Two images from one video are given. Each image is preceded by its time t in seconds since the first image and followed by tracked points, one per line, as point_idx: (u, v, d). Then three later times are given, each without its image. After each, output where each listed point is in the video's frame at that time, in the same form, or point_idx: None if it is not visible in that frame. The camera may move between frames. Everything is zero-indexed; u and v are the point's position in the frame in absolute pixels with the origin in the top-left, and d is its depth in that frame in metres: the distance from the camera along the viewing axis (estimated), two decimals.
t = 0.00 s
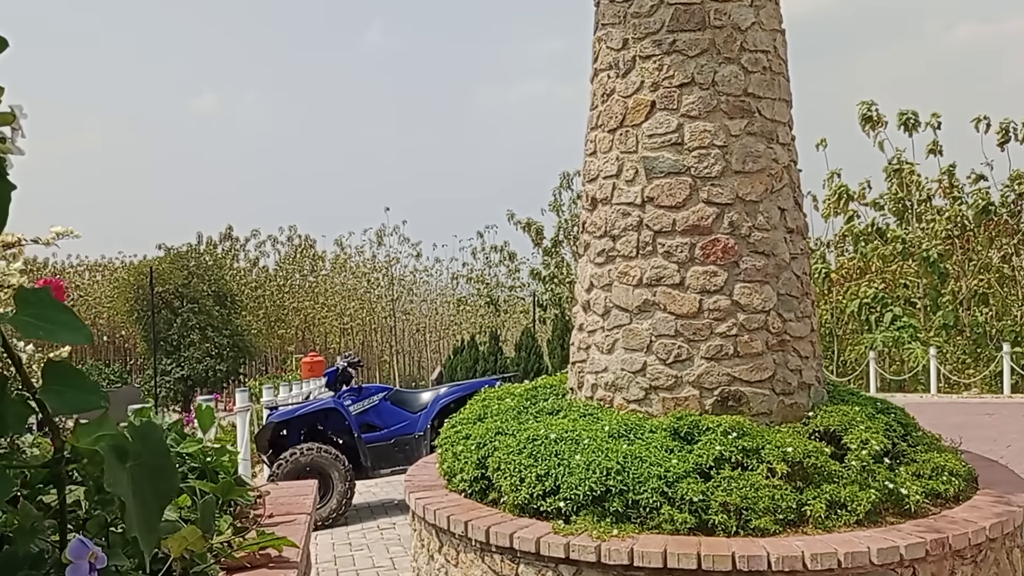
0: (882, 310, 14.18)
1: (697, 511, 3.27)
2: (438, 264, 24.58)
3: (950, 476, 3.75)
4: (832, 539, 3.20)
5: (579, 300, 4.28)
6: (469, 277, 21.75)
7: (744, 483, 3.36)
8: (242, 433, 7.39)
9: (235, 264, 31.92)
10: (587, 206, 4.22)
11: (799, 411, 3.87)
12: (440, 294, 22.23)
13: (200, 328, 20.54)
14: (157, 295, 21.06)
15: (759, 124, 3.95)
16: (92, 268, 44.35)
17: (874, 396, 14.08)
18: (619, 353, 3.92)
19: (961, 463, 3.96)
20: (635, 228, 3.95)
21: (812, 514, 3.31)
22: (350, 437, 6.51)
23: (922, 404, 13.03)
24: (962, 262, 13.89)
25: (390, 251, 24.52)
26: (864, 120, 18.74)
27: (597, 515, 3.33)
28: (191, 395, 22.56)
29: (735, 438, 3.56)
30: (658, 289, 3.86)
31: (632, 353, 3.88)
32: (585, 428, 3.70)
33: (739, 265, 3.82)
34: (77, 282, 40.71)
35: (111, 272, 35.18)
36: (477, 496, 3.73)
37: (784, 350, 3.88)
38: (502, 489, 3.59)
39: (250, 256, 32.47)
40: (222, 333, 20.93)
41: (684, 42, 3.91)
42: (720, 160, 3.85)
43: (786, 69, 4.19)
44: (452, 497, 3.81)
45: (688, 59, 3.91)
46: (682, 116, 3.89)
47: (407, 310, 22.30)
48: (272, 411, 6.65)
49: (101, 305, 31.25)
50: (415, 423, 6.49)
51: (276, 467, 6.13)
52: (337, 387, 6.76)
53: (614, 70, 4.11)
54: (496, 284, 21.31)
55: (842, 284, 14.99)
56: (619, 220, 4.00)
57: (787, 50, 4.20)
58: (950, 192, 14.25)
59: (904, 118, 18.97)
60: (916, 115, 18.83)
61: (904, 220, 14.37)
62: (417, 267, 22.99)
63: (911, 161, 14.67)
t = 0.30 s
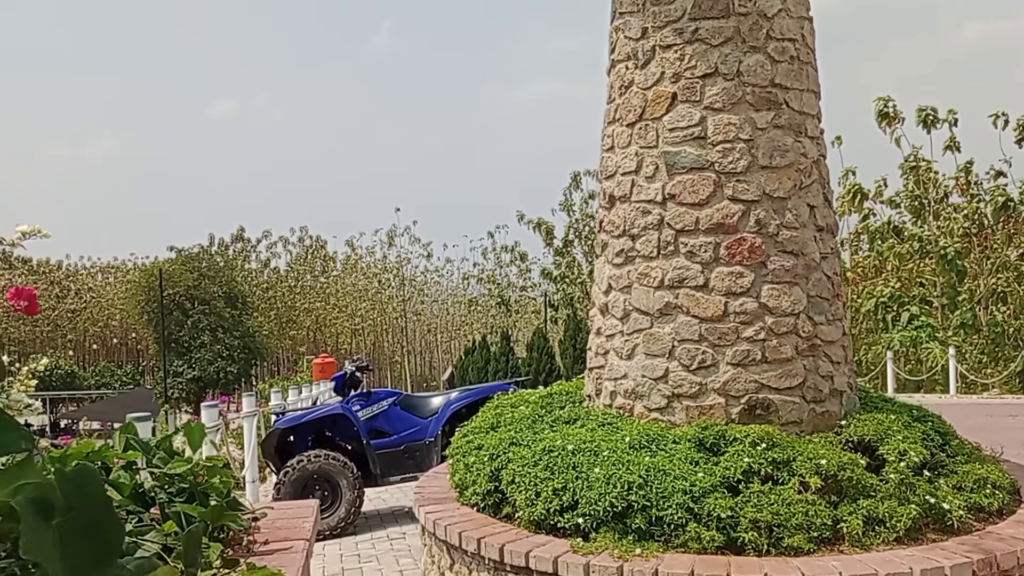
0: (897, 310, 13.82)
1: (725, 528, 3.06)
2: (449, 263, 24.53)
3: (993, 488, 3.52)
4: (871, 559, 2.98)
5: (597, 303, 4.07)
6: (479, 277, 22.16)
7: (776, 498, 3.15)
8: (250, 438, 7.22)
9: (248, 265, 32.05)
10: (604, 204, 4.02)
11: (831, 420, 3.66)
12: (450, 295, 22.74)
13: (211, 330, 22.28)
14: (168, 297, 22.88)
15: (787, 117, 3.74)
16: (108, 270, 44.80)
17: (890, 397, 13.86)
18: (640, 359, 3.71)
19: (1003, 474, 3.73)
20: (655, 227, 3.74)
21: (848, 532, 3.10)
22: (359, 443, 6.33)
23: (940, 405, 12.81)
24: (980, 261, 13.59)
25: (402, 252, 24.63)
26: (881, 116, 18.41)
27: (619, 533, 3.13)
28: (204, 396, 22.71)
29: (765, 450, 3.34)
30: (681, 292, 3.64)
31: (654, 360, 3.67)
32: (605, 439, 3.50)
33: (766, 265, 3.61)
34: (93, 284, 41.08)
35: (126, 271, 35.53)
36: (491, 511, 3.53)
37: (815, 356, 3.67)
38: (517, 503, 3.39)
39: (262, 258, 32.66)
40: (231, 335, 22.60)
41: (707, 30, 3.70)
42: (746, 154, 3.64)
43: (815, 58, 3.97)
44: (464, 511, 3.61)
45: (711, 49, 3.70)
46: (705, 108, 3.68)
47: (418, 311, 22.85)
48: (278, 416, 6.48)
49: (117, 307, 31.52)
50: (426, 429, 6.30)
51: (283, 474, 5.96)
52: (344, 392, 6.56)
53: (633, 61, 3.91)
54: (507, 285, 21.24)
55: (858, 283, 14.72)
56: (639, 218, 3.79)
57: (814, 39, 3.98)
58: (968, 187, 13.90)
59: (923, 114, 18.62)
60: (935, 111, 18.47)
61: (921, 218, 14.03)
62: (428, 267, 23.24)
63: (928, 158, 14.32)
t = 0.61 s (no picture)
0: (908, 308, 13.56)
1: (752, 542, 2.81)
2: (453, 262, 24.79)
3: None
4: None
5: (609, 299, 3.82)
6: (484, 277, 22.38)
7: (807, 509, 2.90)
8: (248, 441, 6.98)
9: (253, 265, 32.12)
10: (618, 194, 3.77)
11: (862, 424, 3.41)
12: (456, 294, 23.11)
13: (215, 329, 22.93)
14: (171, 299, 23.43)
15: (815, 99, 3.49)
16: (114, 271, 45.14)
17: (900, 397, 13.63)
18: (656, 358, 3.46)
19: None
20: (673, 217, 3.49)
21: (886, 546, 2.84)
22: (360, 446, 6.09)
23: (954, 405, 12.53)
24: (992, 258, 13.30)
25: (406, 252, 24.87)
26: (890, 112, 18.14)
27: (636, 547, 2.88)
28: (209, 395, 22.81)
29: (793, 457, 3.09)
30: (701, 286, 3.39)
31: (671, 360, 3.42)
32: (620, 444, 3.25)
33: (793, 257, 3.36)
34: (99, 284, 41.32)
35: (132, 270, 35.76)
36: (497, 522, 3.28)
37: (845, 355, 3.42)
38: (525, 514, 3.14)
39: (267, 257, 32.69)
40: (236, 334, 23.23)
41: (728, 6, 3.45)
42: (770, 139, 3.39)
43: (842, 37, 3.72)
44: (468, 521, 3.37)
45: (733, 26, 3.45)
46: (726, 89, 3.43)
47: (423, 310, 23.16)
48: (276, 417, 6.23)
49: (123, 306, 31.69)
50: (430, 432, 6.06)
51: (280, 479, 5.72)
52: (345, 392, 6.31)
53: (648, 40, 3.67)
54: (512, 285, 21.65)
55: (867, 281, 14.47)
56: (655, 208, 3.53)
57: (842, 17, 3.73)
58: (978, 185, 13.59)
59: (933, 110, 18.32)
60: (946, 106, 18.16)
61: (931, 215, 13.72)
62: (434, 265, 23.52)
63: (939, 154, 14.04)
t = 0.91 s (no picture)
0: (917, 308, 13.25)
1: (780, 564, 2.59)
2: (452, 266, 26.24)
3: None
4: None
5: (622, 302, 3.62)
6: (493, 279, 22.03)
7: (838, 529, 2.68)
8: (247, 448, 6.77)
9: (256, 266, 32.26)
10: (631, 190, 3.55)
11: (894, 435, 3.20)
12: (459, 295, 24.00)
13: (217, 331, 22.78)
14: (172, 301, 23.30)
15: (842, 88, 3.28)
16: (117, 272, 45.41)
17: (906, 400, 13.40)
18: (673, 364, 3.25)
19: None
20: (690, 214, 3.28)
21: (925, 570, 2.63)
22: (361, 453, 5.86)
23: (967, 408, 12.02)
24: (1001, 260, 13.07)
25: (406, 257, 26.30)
26: (897, 112, 17.92)
27: (655, 569, 2.66)
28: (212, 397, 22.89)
29: (822, 471, 2.88)
30: (721, 288, 3.18)
31: (690, 366, 3.20)
32: (636, 457, 3.03)
33: (820, 256, 3.15)
34: (102, 285, 41.42)
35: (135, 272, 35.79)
36: (506, 540, 3.07)
37: (875, 361, 3.22)
38: (535, 532, 2.93)
39: (270, 259, 32.71)
40: (239, 336, 23.15)
41: None
42: (795, 131, 3.18)
43: (870, 23, 3.51)
44: (474, 538, 3.15)
45: (756, 10, 3.24)
46: (748, 78, 3.22)
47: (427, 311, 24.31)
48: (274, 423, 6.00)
49: (126, 307, 31.84)
50: (434, 438, 5.86)
51: (278, 487, 5.50)
52: (345, 397, 6.07)
53: (664, 27, 3.46)
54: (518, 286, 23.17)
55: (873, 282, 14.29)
56: (672, 204, 3.32)
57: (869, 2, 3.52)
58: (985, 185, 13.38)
59: (941, 108, 18.08)
60: (953, 105, 17.93)
61: (939, 215, 13.46)
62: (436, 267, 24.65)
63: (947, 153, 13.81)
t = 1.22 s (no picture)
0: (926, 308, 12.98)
1: None
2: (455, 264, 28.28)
3: None
4: None
5: (644, 300, 3.39)
6: (492, 279, 25.30)
7: (889, 546, 2.44)
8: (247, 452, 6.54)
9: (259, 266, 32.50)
10: (655, 180, 3.33)
11: (940, 441, 2.98)
12: (462, 294, 26.70)
13: (220, 331, 22.65)
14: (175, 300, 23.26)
15: (882, 70, 3.06)
16: (119, 272, 45.64)
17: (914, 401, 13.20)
18: (702, 367, 3.03)
19: None
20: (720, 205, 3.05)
21: None
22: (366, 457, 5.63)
23: (975, 401, 11.40)
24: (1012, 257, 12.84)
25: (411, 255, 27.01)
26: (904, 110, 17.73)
27: None
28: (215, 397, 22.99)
29: (867, 483, 2.66)
30: (754, 285, 2.95)
31: (721, 368, 2.98)
32: (664, 467, 2.80)
33: (861, 250, 2.93)
34: (104, 284, 41.36)
35: (137, 271, 35.76)
36: (525, 556, 2.85)
37: (920, 363, 2.99)
38: (555, 549, 2.70)
39: (272, 258, 32.78)
40: (242, 336, 23.07)
41: None
42: (833, 115, 2.96)
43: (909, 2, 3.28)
44: (488, 554, 2.92)
45: None
46: (782, 58, 3.00)
47: (431, 310, 26.84)
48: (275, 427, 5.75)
49: (129, 307, 32.08)
50: (441, 442, 5.64)
51: (280, 493, 5.29)
52: (349, 399, 5.82)
53: (690, 5, 3.24)
54: (520, 285, 24.91)
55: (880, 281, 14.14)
56: (699, 195, 3.10)
57: None
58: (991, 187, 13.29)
59: (949, 106, 17.90)
60: (961, 103, 17.74)
61: (949, 212, 13.20)
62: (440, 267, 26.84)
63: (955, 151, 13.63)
